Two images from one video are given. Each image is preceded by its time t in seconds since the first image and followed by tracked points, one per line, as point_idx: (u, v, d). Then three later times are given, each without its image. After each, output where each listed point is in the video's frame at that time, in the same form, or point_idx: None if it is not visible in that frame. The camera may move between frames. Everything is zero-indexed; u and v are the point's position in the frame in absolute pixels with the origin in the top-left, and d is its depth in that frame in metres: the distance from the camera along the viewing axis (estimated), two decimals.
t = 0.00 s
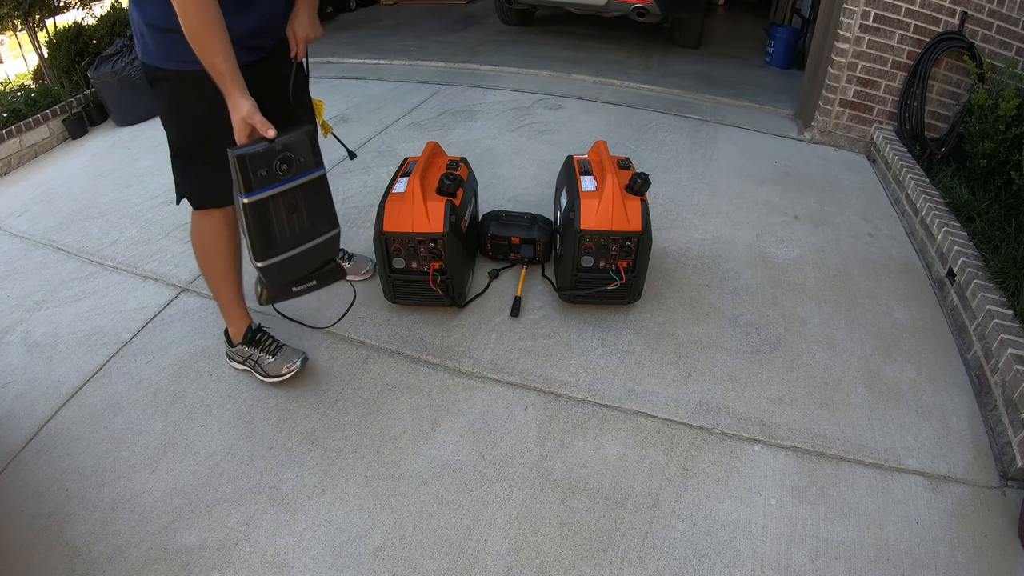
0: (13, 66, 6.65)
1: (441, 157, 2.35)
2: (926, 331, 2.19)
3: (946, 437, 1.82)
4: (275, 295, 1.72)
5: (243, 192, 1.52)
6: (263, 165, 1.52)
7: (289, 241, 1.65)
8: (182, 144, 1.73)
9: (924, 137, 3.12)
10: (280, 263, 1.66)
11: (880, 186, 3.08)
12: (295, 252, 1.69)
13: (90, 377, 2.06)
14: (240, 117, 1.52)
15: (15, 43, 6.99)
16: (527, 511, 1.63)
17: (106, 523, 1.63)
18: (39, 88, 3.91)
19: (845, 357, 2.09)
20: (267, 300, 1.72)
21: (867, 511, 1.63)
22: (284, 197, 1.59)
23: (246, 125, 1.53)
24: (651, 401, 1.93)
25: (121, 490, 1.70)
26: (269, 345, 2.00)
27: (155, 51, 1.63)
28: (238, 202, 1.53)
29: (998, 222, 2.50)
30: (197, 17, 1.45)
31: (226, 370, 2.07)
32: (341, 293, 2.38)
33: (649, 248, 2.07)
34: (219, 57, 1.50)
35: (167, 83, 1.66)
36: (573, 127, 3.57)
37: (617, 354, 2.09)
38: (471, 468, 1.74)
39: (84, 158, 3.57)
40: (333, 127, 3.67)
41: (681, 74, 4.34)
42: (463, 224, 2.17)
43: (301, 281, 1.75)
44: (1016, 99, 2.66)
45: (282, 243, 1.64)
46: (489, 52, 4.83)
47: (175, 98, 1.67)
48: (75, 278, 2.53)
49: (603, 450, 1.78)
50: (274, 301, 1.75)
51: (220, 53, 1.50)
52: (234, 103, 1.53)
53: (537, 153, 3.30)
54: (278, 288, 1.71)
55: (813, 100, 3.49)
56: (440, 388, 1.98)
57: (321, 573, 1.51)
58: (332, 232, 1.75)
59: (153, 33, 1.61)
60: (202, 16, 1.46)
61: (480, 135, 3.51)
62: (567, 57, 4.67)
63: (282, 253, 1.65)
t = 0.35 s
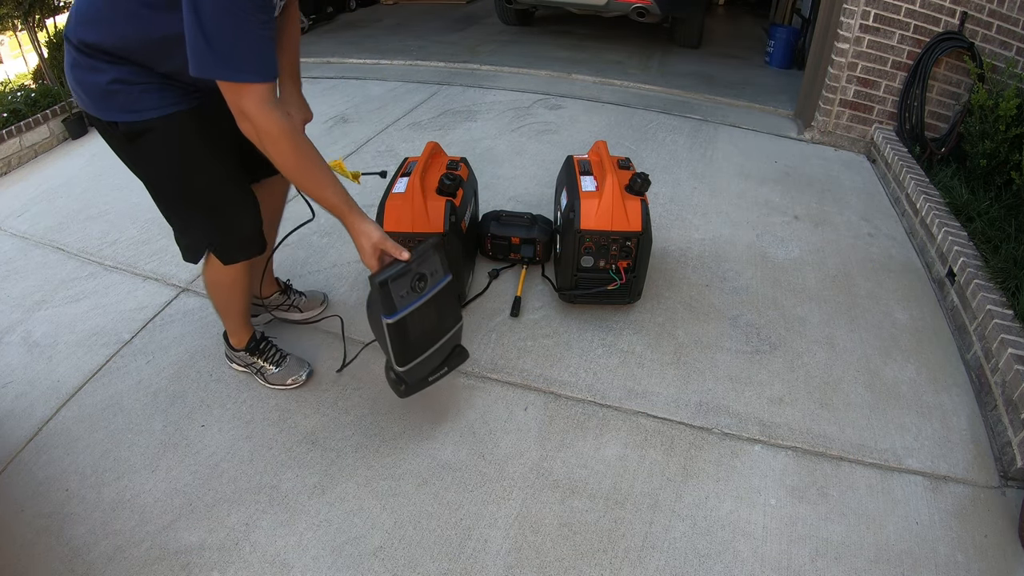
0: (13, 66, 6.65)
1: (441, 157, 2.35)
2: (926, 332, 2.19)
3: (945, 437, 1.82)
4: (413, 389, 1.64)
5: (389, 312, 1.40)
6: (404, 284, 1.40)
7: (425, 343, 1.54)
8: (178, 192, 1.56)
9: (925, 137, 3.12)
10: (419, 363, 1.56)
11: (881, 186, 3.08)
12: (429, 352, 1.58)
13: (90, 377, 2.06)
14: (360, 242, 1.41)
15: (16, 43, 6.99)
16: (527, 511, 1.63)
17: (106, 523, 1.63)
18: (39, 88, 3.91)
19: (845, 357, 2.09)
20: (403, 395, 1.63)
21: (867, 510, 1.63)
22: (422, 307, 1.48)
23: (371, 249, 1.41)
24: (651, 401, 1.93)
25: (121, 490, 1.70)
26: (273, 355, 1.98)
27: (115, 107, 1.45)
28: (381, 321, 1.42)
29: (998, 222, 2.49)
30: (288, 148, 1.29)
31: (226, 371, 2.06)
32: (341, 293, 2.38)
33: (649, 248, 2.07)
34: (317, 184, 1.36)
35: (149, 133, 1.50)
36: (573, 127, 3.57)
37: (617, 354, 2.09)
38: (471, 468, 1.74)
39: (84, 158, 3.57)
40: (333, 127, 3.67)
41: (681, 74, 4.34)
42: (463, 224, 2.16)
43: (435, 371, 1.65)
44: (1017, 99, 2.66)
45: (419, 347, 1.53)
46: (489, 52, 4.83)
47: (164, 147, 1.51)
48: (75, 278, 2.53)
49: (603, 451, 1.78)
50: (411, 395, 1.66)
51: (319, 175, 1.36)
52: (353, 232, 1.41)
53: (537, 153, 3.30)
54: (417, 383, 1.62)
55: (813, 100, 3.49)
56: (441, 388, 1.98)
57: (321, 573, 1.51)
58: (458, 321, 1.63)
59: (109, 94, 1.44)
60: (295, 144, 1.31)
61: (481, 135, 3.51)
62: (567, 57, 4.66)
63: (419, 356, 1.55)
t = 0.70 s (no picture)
0: (13, 66, 6.65)
1: (441, 157, 2.35)
2: (926, 332, 2.19)
3: (945, 437, 1.82)
4: (485, 445, 1.77)
5: (474, 375, 1.55)
6: (490, 353, 1.54)
7: (503, 406, 1.68)
8: (217, 262, 1.65)
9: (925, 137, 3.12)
10: (494, 423, 1.70)
11: (881, 186, 3.08)
12: (506, 414, 1.72)
13: (90, 378, 2.06)
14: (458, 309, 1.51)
15: (16, 43, 6.98)
16: (527, 512, 1.63)
17: (106, 523, 1.63)
18: (39, 88, 3.91)
19: (845, 357, 2.09)
20: (476, 451, 1.77)
21: (867, 510, 1.64)
22: (505, 374, 1.62)
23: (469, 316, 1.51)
24: (651, 401, 1.93)
25: (121, 490, 1.70)
26: (276, 355, 1.96)
27: (140, 206, 1.57)
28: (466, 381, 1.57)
29: (998, 222, 2.49)
30: (378, 247, 1.41)
31: (226, 371, 2.07)
32: (341, 293, 2.38)
33: (649, 248, 2.07)
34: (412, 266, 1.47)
35: (174, 218, 1.60)
36: (573, 127, 3.57)
37: (617, 354, 2.09)
38: (471, 468, 1.74)
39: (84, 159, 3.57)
40: (333, 127, 3.67)
41: (681, 74, 4.34)
42: (463, 224, 2.16)
43: (508, 431, 1.78)
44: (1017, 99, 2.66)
45: (497, 409, 1.67)
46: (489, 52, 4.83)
47: (192, 224, 1.61)
48: (75, 278, 2.53)
49: (603, 451, 1.78)
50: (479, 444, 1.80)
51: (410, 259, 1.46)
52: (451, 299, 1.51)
53: (537, 153, 3.30)
54: (491, 439, 1.76)
55: (813, 100, 3.49)
56: (441, 389, 1.98)
57: (321, 573, 1.51)
58: (534, 392, 1.74)
59: (134, 195, 1.56)
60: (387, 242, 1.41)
61: (481, 135, 3.51)
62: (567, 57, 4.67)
63: (496, 415, 1.68)
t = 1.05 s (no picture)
0: (13, 66, 6.66)
1: (441, 157, 2.35)
2: (926, 332, 2.19)
3: (945, 437, 1.82)
4: (491, 450, 1.76)
5: (486, 385, 1.55)
6: (501, 362, 1.54)
7: (512, 412, 1.67)
8: (256, 318, 1.70)
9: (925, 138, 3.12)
10: (502, 430, 1.69)
11: (881, 186, 3.08)
12: (513, 419, 1.70)
13: (90, 378, 2.06)
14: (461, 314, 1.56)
15: (15, 43, 6.98)
16: (527, 512, 1.63)
17: (106, 522, 1.63)
18: (39, 88, 3.91)
19: (845, 357, 2.09)
20: (483, 455, 1.76)
21: (867, 510, 1.64)
22: (514, 382, 1.62)
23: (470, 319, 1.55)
24: (651, 401, 1.93)
25: (122, 490, 1.70)
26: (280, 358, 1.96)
27: (185, 290, 1.69)
28: (477, 392, 1.57)
29: (998, 222, 2.49)
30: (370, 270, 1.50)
31: (226, 371, 2.07)
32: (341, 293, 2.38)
33: (649, 247, 2.07)
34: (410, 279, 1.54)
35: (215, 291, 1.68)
36: (573, 128, 3.57)
37: (617, 355, 2.09)
38: (471, 468, 1.74)
39: (84, 159, 3.57)
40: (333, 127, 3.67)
41: (681, 74, 4.34)
42: (463, 224, 2.16)
43: (515, 436, 1.77)
44: (1017, 99, 2.66)
45: (505, 415, 1.66)
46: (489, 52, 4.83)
47: (229, 290, 1.67)
48: (75, 278, 2.53)
49: (603, 451, 1.78)
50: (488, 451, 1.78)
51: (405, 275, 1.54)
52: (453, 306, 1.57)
53: (537, 153, 3.30)
54: (499, 444, 1.75)
55: (813, 100, 3.49)
56: (441, 389, 1.98)
57: (321, 573, 1.51)
58: (541, 397, 1.74)
59: (179, 282, 1.69)
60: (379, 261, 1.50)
61: (480, 135, 3.51)
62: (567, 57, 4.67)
63: (505, 421, 1.67)
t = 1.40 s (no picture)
0: (13, 66, 6.66)
1: (441, 157, 2.34)
2: (926, 332, 2.19)
3: (946, 437, 1.82)
4: (491, 449, 1.76)
5: (485, 384, 1.55)
6: (500, 361, 1.54)
7: (512, 412, 1.67)
8: (263, 320, 1.71)
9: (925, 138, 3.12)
10: (502, 430, 1.69)
11: (881, 186, 3.08)
12: (513, 419, 1.70)
13: (90, 378, 2.06)
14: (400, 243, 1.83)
15: (15, 43, 6.98)
16: (527, 511, 1.63)
17: (106, 522, 1.63)
18: (39, 88, 3.90)
19: (845, 357, 2.09)
20: (482, 454, 1.76)
21: (867, 510, 1.64)
22: (514, 382, 1.62)
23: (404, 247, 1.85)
24: (651, 401, 1.93)
25: (122, 490, 1.70)
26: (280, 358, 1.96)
27: (190, 292, 1.69)
28: (477, 391, 1.57)
29: (998, 222, 2.49)
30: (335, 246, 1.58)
31: (226, 371, 2.07)
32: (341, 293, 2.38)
33: (649, 248, 2.07)
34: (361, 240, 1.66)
35: (221, 294, 1.69)
36: (573, 127, 3.57)
37: (617, 355, 2.09)
38: (471, 468, 1.74)
39: (84, 159, 3.57)
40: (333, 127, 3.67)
41: (681, 74, 4.34)
42: (463, 224, 2.16)
43: (515, 435, 1.77)
44: (1017, 99, 2.66)
45: (505, 415, 1.66)
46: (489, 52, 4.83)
47: (237, 293, 1.68)
48: (75, 278, 2.53)
49: (603, 451, 1.78)
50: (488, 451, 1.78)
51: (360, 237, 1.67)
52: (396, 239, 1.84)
53: (537, 153, 3.30)
54: (499, 444, 1.75)
55: (813, 100, 3.49)
56: (441, 389, 1.98)
57: (321, 573, 1.51)
58: (541, 397, 1.74)
59: (183, 285, 1.69)
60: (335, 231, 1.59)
61: (480, 135, 3.51)
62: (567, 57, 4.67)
63: (505, 421, 1.67)
